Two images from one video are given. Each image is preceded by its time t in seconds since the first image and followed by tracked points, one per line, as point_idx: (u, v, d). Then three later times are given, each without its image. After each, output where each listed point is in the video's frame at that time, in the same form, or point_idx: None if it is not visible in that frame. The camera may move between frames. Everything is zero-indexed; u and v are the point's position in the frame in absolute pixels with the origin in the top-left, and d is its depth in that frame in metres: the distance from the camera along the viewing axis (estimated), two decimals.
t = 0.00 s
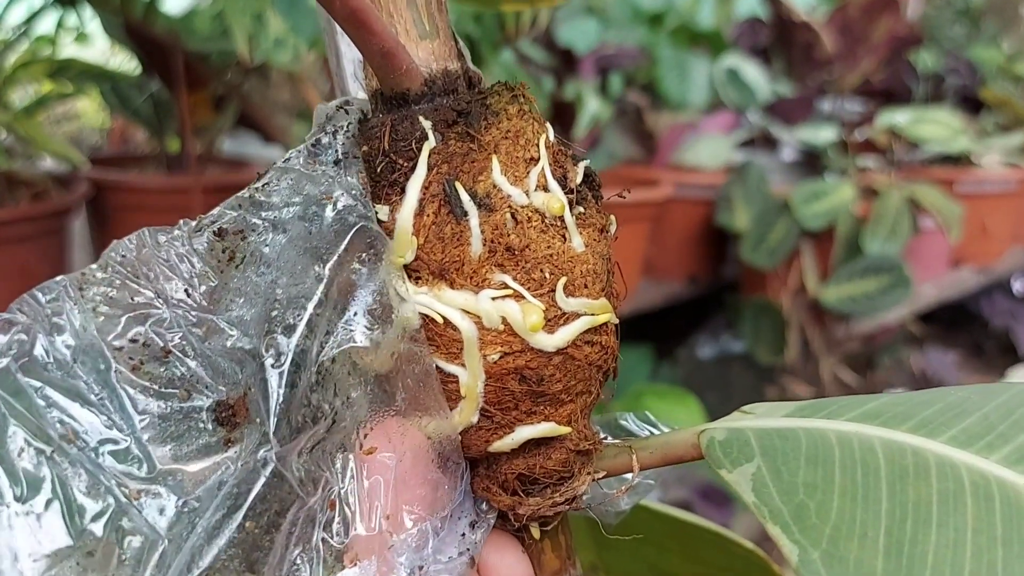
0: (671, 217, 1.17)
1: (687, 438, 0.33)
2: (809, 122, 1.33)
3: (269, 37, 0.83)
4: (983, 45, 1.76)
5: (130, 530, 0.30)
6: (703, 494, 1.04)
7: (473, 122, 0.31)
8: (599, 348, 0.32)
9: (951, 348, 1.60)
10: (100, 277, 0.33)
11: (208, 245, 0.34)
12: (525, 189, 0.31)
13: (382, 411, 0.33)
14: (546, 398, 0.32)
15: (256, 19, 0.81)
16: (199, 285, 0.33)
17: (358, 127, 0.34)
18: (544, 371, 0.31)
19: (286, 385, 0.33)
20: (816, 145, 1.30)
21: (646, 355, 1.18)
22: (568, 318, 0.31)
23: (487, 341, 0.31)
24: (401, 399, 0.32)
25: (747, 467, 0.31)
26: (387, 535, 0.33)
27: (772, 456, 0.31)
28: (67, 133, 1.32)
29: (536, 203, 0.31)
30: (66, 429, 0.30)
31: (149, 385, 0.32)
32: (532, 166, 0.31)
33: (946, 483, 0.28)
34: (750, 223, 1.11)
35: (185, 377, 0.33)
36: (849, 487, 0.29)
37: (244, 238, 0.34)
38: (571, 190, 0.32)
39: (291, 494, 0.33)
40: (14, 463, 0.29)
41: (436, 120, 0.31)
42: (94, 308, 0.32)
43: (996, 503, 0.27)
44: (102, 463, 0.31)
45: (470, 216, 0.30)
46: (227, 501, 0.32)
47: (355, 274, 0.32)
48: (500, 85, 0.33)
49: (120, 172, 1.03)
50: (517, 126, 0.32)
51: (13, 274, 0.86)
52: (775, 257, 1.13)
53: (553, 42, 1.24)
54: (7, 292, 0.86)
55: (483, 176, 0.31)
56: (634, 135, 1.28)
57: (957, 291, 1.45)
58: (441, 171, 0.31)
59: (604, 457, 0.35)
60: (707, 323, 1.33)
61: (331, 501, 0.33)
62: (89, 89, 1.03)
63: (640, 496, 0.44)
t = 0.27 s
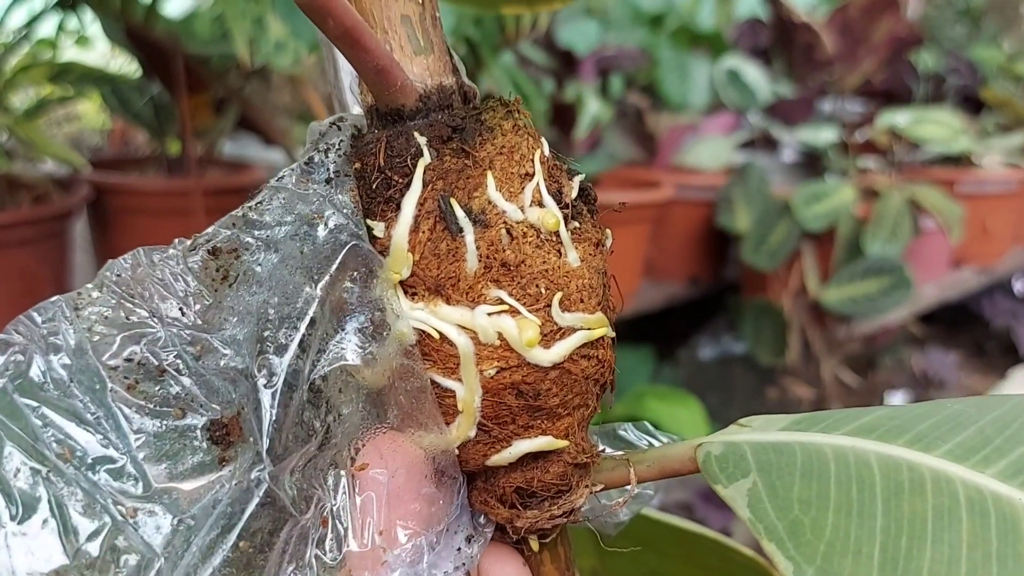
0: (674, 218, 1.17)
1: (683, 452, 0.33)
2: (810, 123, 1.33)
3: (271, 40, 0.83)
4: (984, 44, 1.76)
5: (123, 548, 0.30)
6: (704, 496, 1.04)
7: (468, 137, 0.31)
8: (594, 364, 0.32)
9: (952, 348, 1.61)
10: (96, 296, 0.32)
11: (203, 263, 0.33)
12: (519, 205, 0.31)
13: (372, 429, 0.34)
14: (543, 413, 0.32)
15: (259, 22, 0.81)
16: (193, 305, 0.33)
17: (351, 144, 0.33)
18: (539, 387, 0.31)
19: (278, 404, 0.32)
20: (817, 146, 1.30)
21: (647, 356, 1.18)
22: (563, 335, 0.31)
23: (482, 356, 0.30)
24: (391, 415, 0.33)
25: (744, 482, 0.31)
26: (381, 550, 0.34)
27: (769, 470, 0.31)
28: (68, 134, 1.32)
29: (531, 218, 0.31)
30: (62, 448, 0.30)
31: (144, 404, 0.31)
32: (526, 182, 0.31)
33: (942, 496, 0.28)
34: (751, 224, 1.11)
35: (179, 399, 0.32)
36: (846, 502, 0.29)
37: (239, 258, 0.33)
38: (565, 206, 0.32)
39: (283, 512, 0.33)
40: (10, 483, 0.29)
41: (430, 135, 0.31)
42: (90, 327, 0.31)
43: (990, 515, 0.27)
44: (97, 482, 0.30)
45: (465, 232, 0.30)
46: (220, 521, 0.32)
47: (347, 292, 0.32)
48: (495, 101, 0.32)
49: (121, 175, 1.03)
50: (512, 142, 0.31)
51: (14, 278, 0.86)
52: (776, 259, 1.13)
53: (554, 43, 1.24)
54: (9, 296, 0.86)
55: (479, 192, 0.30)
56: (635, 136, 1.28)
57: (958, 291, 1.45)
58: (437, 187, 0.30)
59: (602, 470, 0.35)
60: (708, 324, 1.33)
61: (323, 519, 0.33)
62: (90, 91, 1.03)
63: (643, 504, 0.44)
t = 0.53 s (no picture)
0: (675, 215, 1.17)
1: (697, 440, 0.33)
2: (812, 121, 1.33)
3: (275, 39, 0.83)
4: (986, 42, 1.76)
5: (151, 549, 0.30)
6: (708, 493, 1.04)
7: (483, 129, 0.31)
8: (609, 353, 0.32)
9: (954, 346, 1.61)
10: (115, 301, 0.33)
11: (219, 264, 0.34)
12: (535, 195, 0.31)
13: (390, 422, 0.33)
14: (558, 403, 0.32)
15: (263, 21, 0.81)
16: (211, 306, 0.34)
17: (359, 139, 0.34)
18: (556, 377, 0.31)
19: (295, 401, 0.33)
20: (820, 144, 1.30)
21: (650, 353, 1.18)
22: (579, 323, 0.30)
23: (498, 346, 0.30)
24: (406, 407, 0.33)
25: (758, 469, 0.31)
26: (403, 543, 0.33)
27: (783, 458, 0.31)
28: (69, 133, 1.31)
29: (546, 209, 0.31)
30: (86, 451, 0.30)
31: (165, 406, 0.32)
32: (542, 174, 0.31)
33: (956, 483, 0.29)
34: (753, 223, 1.11)
35: (200, 397, 0.33)
36: (860, 489, 0.29)
37: (253, 257, 0.34)
38: (580, 197, 0.32)
39: (303, 510, 0.33)
40: (36, 486, 0.29)
41: (446, 127, 0.31)
42: (111, 331, 0.32)
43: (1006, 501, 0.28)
44: (122, 482, 0.30)
45: (481, 222, 0.30)
46: (242, 518, 0.32)
47: (356, 287, 0.32)
48: (509, 92, 0.33)
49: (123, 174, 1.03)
50: (526, 134, 0.31)
51: (20, 277, 0.86)
52: (779, 256, 1.13)
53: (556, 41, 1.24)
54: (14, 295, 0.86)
55: (494, 182, 0.30)
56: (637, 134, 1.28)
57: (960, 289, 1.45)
58: (452, 178, 0.30)
59: (615, 459, 0.35)
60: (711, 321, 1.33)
61: (344, 513, 0.33)
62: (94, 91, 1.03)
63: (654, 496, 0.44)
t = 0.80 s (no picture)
0: (673, 214, 1.17)
1: (679, 450, 0.33)
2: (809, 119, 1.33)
3: (269, 41, 0.83)
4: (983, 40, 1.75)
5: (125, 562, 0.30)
6: (706, 493, 1.04)
7: (465, 137, 0.31)
8: (593, 361, 0.32)
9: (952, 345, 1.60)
10: (93, 311, 0.33)
11: (196, 273, 0.33)
12: (518, 203, 0.31)
13: (369, 434, 0.33)
14: (539, 412, 0.32)
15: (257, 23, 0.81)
16: (189, 315, 0.33)
17: (338, 145, 0.34)
18: (537, 386, 0.31)
19: (271, 415, 0.32)
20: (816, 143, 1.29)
21: (646, 353, 1.18)
22: (561, 332, 0.31)
23: (479, 355, 0.30)
24: (386, 418, 0.33)
25: (741, 481, 0.31)
26: (382, 557, 0.33)
27: (765, 470, 0.31)
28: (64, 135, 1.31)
29: (529, 216, 0.31)
30: (62, 464, 0.30)
31: (141, 418, 0.32)
32: (525, 180, 0.31)
33: (940, 496, 0.28)
34: (750, 222, 1.11)
35: (178, 409, 0.33)
36: (844, 503, 0.29)
37: (231, 266, 0.33)
38: (565, 203, 0.32)
39: (279, 522, 0.33)
40: (10, 502, 0.29)
41: (429, 134, 0.31)
42: (86, 341, 0.32)
43: (989, 516, 0.27)
44: (97, 496, 0.30)
45: (462, 231, 0.30)
46: (217, 533, 0.32)
47: (335, 295, 0.32)
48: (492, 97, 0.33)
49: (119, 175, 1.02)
50: (510, 140, 0.31)
51: (16, 280, 0.86)
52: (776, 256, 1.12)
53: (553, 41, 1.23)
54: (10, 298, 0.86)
55: (476, 190, 0.31)
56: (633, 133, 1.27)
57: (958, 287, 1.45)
58: (434, 186, 0.31)
59: (598, 469, 0.35)
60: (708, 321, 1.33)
61: (323, 528, 0.33)
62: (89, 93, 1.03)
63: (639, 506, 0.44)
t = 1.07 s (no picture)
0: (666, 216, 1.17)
1: (624, 467, 0.33)
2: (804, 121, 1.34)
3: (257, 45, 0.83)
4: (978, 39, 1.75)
5: None
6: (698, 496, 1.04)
7: (407, 150, 0.30)
8: (539, 376, 0.31)
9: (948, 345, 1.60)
10: (26, 327, 0.32)
11: (133, 289, 0.33)
12: (461, 217, 0.30)
13: (307, 454, 0.33)
14: (483, 430, 0.31)
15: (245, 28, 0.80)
16: (126, 332, 0.33)
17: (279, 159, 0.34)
18: (481, 403, 0.30)
19: (203, 435, 0.32)
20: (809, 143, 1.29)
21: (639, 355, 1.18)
22: (505, 349, 0.30)
23: (421, 373, 0.30)
24: (322, 436, 0.33)
25: (680, 500, 0.30)
26: None
27: (705, 489, 0.30)
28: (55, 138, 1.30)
29: (472, 232, 0.30)
30: None
31: (75, 437, 0.32)
32: (469, 195, 0.30)
33: (880, 518, 0.28)
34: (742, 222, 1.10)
35: (111, 427, 0.32)
36: (783, 524, 0.29)
37: (168, 282, 0.33)
38: (512, 218, 0.32)
39: (213, 546, 0.33)
40: None
41: (371, 149, 0.30)
42: (18, 358, 0.31)
43: (929, 540, 0.27)
44: (30, 516, 0.30)
45: (402, 244, 0.29)
46: (151, 555, 0.32)
47: (272, 313, 0.32)
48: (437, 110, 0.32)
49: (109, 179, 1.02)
50: (455, 154, 0.31)
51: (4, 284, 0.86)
52: (768, 257, 1.12)
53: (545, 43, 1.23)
54: None
55: (418, 206, 0.30)
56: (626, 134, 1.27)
57: (952, 287, 1.45)
58: (375, 202, 0.30)
59: (547, 486, 0.35)
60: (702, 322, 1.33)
61: (261, 548, 0.33)
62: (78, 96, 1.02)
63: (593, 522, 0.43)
